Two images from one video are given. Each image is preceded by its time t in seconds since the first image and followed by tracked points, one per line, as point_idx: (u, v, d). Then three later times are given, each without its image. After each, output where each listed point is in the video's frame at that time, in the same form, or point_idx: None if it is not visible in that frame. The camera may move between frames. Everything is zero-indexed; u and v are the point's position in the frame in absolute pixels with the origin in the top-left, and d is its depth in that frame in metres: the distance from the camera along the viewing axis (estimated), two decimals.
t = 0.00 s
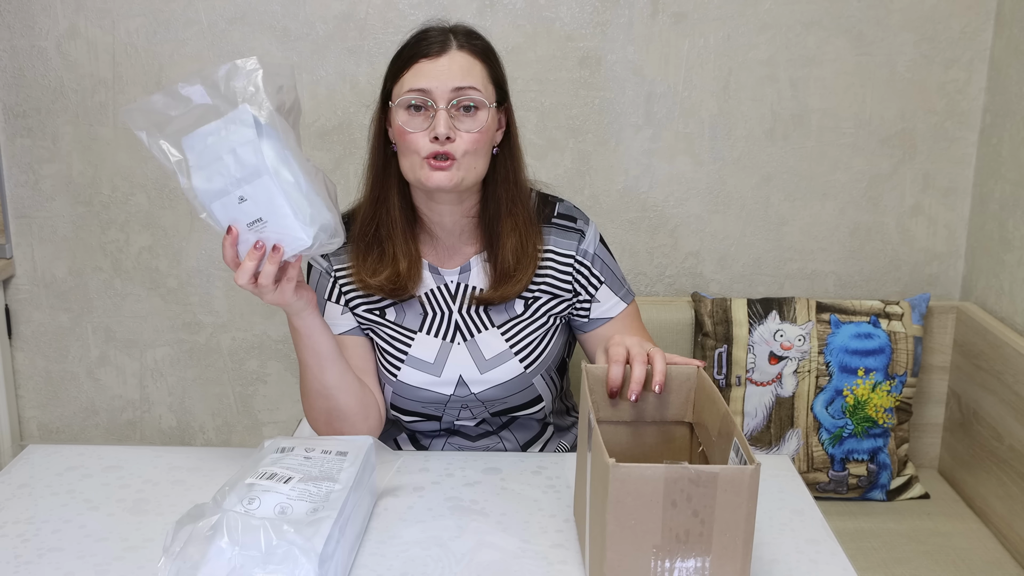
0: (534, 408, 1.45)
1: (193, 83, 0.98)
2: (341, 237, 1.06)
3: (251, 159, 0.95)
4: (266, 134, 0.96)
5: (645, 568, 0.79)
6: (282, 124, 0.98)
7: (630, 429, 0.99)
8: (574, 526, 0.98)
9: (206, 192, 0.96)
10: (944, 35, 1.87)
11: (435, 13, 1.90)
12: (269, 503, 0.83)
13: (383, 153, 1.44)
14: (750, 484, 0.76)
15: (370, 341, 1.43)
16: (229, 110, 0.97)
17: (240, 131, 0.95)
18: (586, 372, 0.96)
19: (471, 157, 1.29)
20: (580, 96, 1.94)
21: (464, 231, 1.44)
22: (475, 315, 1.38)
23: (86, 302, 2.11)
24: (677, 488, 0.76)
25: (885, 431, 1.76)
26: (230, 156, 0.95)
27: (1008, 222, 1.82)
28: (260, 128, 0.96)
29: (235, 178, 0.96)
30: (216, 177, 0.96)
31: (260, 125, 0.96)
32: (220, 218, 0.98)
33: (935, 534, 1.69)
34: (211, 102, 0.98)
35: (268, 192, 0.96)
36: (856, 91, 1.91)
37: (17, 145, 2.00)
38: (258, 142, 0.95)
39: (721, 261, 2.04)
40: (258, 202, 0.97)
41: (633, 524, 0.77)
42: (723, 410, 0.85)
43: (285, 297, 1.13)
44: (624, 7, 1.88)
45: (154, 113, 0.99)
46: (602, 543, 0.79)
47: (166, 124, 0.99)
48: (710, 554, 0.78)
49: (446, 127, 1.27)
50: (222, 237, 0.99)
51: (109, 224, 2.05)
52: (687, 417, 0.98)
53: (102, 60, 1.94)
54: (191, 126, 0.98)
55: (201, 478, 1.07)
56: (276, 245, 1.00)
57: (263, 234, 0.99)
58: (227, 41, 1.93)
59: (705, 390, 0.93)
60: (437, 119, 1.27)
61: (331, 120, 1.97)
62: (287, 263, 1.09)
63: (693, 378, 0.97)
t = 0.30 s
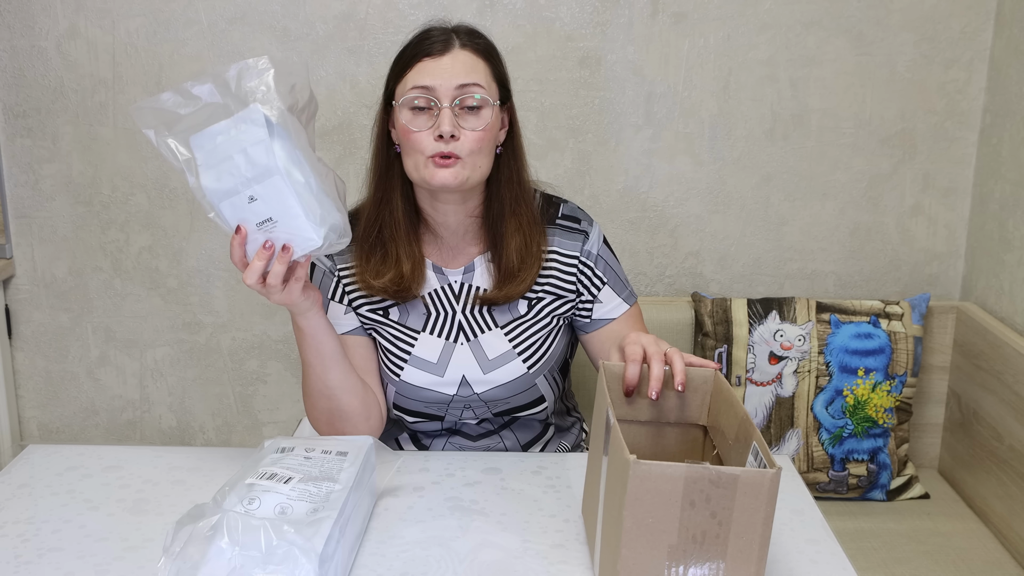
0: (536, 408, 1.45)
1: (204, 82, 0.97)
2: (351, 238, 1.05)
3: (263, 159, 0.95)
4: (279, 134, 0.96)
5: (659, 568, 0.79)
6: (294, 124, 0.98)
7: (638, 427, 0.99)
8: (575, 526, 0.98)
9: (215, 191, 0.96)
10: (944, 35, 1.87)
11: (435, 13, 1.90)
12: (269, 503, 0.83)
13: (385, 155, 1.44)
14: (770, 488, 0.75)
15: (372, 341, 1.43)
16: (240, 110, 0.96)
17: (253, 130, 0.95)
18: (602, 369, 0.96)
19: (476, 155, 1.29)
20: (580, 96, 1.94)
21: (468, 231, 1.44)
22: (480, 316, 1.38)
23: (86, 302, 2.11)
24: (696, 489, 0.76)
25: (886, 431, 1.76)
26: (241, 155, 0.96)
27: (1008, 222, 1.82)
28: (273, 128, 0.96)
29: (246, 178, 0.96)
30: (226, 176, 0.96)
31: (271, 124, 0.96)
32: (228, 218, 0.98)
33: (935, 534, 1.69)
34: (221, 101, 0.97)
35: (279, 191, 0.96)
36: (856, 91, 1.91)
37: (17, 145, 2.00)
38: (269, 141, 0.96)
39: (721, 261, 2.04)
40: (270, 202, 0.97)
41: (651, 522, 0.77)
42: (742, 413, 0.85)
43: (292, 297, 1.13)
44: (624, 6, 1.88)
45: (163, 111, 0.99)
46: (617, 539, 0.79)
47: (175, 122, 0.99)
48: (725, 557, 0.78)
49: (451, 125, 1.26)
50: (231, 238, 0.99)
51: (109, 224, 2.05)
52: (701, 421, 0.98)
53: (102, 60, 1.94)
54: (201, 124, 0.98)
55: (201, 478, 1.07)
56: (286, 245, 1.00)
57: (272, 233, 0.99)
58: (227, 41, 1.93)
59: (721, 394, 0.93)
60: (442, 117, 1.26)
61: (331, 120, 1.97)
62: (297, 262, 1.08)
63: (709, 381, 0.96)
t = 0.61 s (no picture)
0: (536, 405, 1.46)
1: (187, 83, 0.98)
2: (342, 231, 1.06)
3: (251, 156, 0.95)
4: (265, 130, 0.96)
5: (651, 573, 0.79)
6: (279, 119, 0.98)
7: (635, 429, 0.98)
8: (575, 525, 0.98)
9: (205, 191, 0.96)
10: (944, 35, 1.87)
11: (435, 13, 1.90)
12: (269, 504, 0.83)
13: (383, 155, 1.42)
14: (756, 487, 0.75)
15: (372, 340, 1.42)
16: (225, 109, 0.97)
17: (239, 128, 0.95)
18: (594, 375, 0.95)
19: (470, 173, 1.29)
20: (580, 96, 1.94)
21: (467, 230, 1.42)
22: (480, 313, 1.38)
23: (86, 302, 2.11)
24: (682, 492, 0.76)
25: (885, 431, 1.76)
26: (229, 154, 0.95)
27: (1008, 222, 1.82)
28: (259, 125, 0.96)
29: (236, 176, 0.96)
30: (215, 176, 0.96)
31: (257, 120, 0.96)
32: (220, 217, 0.98)
33: (935, 534, 1.69)
34: (205, 100, 0.98)
35: (269, 188, 0.96)
36: (856, 91, 1.91)
37: (17, 145, 2.00)
38: (256, 138, 0.95)
39: (721, 261, 2.04)
40: (261, 198, 0.97)
41: (639, 528, 0.77)
42: (731, 411, 0.85)
43: (287, 294, 1.13)
44: (624, 7, 1.88)
45: (150, 115, 0.99)
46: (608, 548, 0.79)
47: (162, 125, 0.99)
48: (716, 559, 0.78)
49: (443, 147, 1.25)
50: (223, 236, 0.99)
51: (109, 224, 2.05)
52: (695, 421, 0.98)
53: (102, 60, 1.94)
54: (188, 126, 0.98)
55: (201, 478, 1.07)
56: (278, 241, 1.00)
57: (264, 230, 0.99)
58: (227, 41, 1.93)
59: (713, 392, 0.92)
60: (434, 139, 1.25)
61: (331, 120, 1.97)
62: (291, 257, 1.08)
63: (701, 381, 0.96)
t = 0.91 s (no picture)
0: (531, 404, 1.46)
1: (174, 84, 0.98)
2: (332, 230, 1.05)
3: (238, 155, 0.95)
4: (251, 129, 0.96)
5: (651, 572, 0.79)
6: (266, 119, 0.99)
7: (636, 429, 0.98)
8: (575, 525, 0.98)
9: (194, 192, 0.96)
10: (944, 35, 1.87)
11: (435, 13, 1.90)
12: (268, 504, 0.83)
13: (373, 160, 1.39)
14: (756, 487, 0.75)
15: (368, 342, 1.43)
16: (212, 109, 0.97)
17: (225, 128, 0.95)
18: (594, 376, 0.95)
19: (457, 188, 1.28)
20: (580, 96, 1.94)
21: (456, 233, 1.41)
22: (470, 313, 1.39)
23: (86, 302, 2.11)
24: (682, 492, 0.76)
25: (886, 431, 1.76)
26: (217, 154, 0.95)
27: (1008, 222, 1.82)
28: (246, 125, 0.96)
29: (223, 176, 0.96)
30: (203, 176, 0.96)
31: (244, 119, 0.96)
32: (209, 217, 0.98)
33: (935, 534, 1.69)
34: (192, 102, 0.98)
35: (257, 186, 0.96)
36: (856, 91, 1.92)
37: (17, 145, 2.00)
38: (243, 137, 0.95)
39: (721, 261, 2.04)
40: (249, 197, 0.97)
41: (639, 528, 0.77)
42: (731, 411, 0.85)
43: (279, 292, 1.13)
44: (624, 6, 1.88)
45: (138, 118, 0.99)
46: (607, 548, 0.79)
47: (150, 128, 0.99)
48: (716, 559, 0.78)
49: (430, 165, 1.23)
50: (213, 236, 0.99)
51: (109, 224, 2.05)
52: (694, 421, 0.98)
53: (102, 60, 1.94)
54: (175, 129, 0.98)
55: (201, 478, 1.07)
56: (268, 239, 1.00)
57: (253, 228, 0.99)
58: (227, 41, 1.93)
59: (713, 393, 0.93)
60: (422, 157, 1.23)
61: (331, 120, 1.97)
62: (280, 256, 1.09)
63: (700, 382, 0.96)
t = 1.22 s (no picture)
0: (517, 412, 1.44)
1: (154, 89, 0.99)
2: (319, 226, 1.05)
3: (220, 154, 0.95)
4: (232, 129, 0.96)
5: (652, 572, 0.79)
6: (247, 119, 0.99)
7: (636, 429, 0.98)
8: (573, 525, 0.98)
9: (178, 194, 0.96)
10: (944, 35, 1.87)
11: (435, 13, 1.90)
12: (268, 504, 0.83)
13: (359, 159, 1.40)
14: (756, 487, 0.75)
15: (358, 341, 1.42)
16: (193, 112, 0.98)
17: (206, 129, 0.95)
18: (594, 376, 0.95)
19: (445, 187, 1.27)
20: (580, 96, 1.94)
21: (438, 237, 1.40)
22: (449, 324, 1.37)
23: (86, 302, 2.11)
24: (682, 492, 0.76)
25: (885, 431, 1.76)
26: (199, 155, 0.95)
27: (1008, 222, 1.82)
28: (226, 125, 0.96)
29: (206, 176, 0.95)
30: (187, 178, 0.96)
31: (224, 120, 0.96)
32: (195, 218, 0.98)
33: (935, 534, 1.69)
34: (173, 105, 0.98)
35: (240, 185, 0.96)
36: (856, 91, 1.92)
37: (17, 145, 2.00)
38: (224, 137, 0.95)
39: (721, 261, 2.04)
40: (232, 196, 0.96)
41: (639, 528, 0.77)
42: (732, 411, 0.85)
43: (268, 292, 1.14)
44: (624, 7, 1.88)
45: (121, 124, 1.00)
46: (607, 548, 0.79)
47: (133, 133, 1.00)
48: (716, 559, 0.78)
49: (419, 160, 1.23)
50: (200, 237, 0.99)
51: (109, 224, 2.05)
52: (695, 421, 0.98)
53: (102, 60, 1.94)
54: (158, 133, 0.99)
55: (201, 478, 1.07)
56: (254, 237, 1.00)
57: (239, 227, 0.99)
58: (227, 41, 1.93)
59: (713, 392, 0.93)
60: (411, 152, 1.23)
61: (331, 120, 1.97)
62: (266, 254, 1.09)
63: (701, 382, 0.96)
